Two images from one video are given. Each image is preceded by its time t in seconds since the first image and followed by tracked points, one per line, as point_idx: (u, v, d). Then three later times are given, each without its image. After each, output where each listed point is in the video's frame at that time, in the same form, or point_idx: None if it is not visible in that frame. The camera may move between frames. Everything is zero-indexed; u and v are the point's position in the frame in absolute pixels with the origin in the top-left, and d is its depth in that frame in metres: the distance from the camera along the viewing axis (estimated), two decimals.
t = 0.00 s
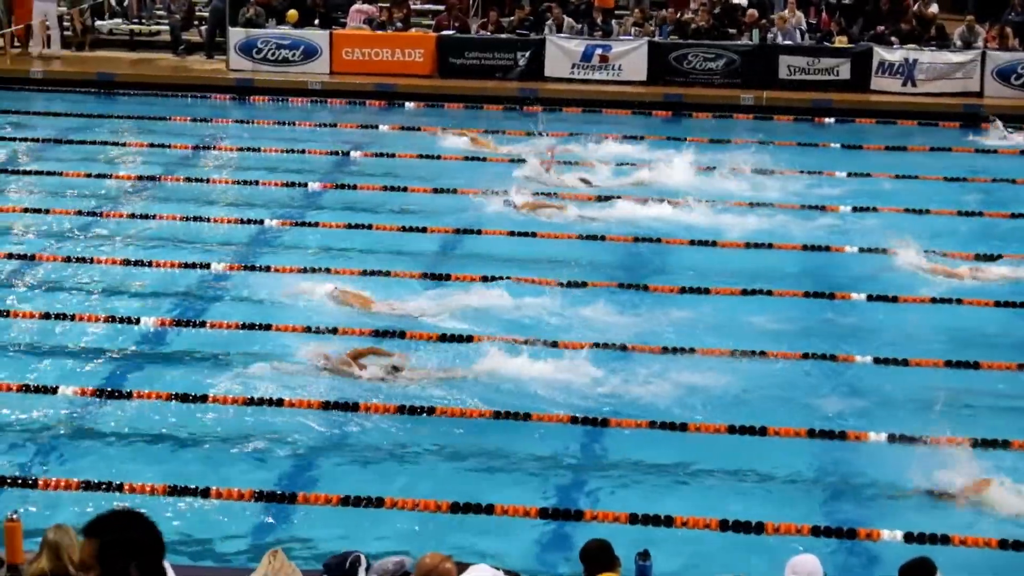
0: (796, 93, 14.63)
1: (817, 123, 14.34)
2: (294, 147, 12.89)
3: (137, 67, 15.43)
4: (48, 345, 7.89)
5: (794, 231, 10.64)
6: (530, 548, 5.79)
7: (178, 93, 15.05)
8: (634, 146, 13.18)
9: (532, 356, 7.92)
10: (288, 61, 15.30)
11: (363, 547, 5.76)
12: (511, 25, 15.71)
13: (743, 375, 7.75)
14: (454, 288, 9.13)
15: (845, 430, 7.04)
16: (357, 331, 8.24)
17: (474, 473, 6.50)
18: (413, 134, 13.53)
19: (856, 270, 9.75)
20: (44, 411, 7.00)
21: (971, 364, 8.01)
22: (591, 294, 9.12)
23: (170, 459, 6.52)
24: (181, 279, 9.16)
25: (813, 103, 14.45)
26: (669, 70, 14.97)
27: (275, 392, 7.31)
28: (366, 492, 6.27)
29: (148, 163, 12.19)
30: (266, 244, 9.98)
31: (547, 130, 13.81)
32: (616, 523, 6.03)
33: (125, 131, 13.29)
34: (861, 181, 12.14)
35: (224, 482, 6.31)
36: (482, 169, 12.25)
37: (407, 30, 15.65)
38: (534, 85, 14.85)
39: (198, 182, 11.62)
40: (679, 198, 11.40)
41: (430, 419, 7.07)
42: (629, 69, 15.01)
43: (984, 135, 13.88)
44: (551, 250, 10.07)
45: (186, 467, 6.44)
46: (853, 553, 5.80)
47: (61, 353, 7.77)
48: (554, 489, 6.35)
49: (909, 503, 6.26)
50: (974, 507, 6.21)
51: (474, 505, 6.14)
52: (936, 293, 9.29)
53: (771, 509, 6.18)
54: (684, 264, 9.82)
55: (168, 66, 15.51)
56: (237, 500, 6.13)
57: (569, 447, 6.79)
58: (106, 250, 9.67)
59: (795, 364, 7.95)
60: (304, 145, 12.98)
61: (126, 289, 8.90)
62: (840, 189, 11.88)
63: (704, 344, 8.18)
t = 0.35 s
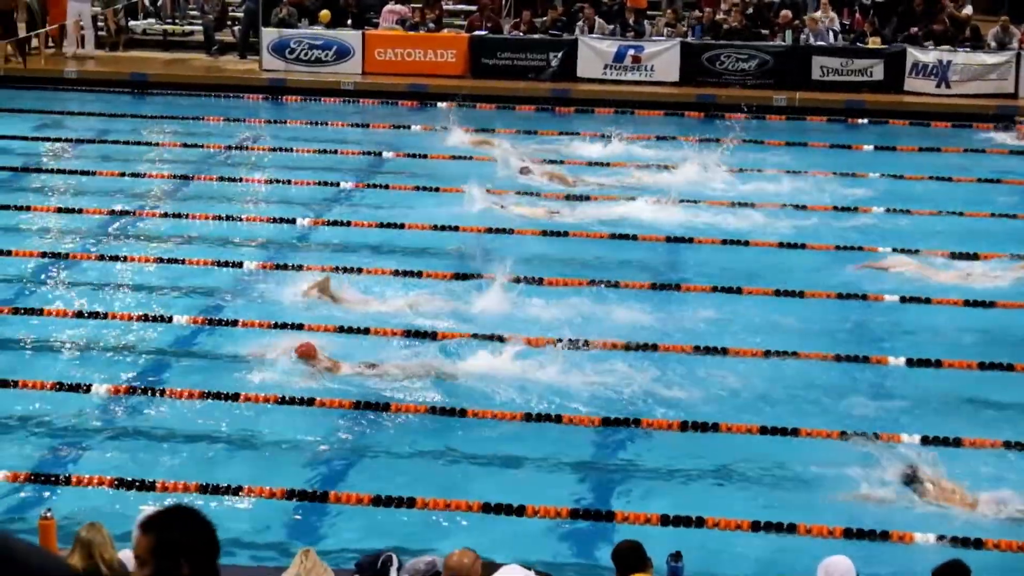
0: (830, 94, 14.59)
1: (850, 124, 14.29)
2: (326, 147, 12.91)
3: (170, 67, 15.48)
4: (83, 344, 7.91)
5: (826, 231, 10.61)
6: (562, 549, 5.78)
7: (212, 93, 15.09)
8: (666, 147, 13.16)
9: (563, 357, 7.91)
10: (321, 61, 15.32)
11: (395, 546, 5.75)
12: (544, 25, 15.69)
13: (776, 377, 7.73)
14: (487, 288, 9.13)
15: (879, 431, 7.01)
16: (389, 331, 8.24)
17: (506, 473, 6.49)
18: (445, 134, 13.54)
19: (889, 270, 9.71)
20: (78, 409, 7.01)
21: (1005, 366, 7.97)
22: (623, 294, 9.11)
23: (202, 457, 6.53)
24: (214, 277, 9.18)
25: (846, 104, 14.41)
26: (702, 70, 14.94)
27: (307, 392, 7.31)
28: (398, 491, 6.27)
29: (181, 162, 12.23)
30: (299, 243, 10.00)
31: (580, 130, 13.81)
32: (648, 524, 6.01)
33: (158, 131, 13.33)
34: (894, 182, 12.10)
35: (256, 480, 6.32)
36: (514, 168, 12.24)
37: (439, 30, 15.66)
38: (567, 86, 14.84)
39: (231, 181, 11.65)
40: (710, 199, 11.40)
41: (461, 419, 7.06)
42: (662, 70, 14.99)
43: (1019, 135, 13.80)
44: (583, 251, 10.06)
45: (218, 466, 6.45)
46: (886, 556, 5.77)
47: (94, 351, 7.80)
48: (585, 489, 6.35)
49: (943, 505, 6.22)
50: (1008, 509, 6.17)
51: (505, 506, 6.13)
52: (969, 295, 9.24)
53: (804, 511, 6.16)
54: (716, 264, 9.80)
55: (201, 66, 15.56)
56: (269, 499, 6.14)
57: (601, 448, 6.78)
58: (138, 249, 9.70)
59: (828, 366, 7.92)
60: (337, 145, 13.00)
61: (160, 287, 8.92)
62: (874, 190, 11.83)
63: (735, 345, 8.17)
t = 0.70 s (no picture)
0: (875, 95, 14.53)
1: (896, 126, 14.23)
2: (371, 147, 12.94)
3: (216, 67, 15.55)
4: (128, 343, 7.96)
5: (869, 233, 10.57)
6: (605, 552, 5.77)
7: (257, 93, 15.15)
8: (709, 148, 13.14)
9: (607, 358, 7.91)
10: (366, 61, 15.35)
11: (438, 548, 5.76)
12: (588, 25, 15.68)
13: (819, 380, 7.71)
14: (530, 289, 9.14)
15: (923, 435, 6.98)
16: (432, 331, 8.24)
17: (549, 475, 6.50)
18: (488, 134, 13.56)
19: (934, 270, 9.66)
20: (124, 409, 7.05)
21: None
22: (666, 295, 9.10)
23: (245, 458, 6.56)
24: (259, 277, 9.21)
25: (892, 105, 14.35)
26: (748, 70, 14.91)
27: (350, 393, 7.32)
28: (440, 493, 6.28)
29: (226, 162, 12.28)
30: (344, 244, 10.03)
31: (624, 130, 13.81)
32: (691, 527, 5.99)
33: (204, 130, 13.39)
34: (939, 183, 12.04)
35: (300, 481, 6.34)
36: (558, 168, 12.23)
37: (484, 30, 15.69)
38: (612, 86, 14.84)
39: (276, 181, 11.69)
40: (754, 199, 11.39)
41: (505, 421, 7.06)
42: (706, 71, 14.95)
43: None
44: (626, 252, 10.05)
45: (263, 466, 6.48)
46: (932, 561, 5.73)
47: (140, 350, 7.84)
48: (628, 491, 6.35)
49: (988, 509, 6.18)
50: None
51: (547, 508, 6.13)
52: (1015, 298, 9.18)
53: (848, 515, 6.13)
54: (760, 265, 9.77)
55: (247, 66, 15.62)
56: (312, 500, 6.16)
57: (645, 450, 6.78)
58: (183, 248, 9.75)
59: (872, 369, 7.89)
60: (381, 145, 13.03)
61: (205, 287, 8.96)
62: (919, 192, 11.77)
63: (778, 347, 8.16)
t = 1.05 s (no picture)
0: (939, 98, 14.42)
1: (960, 130, 14.14)
2: (432, 148, 12.96)
3: (279, 67, 15.64)
4: (192, 341, 8.01)
5: (933, 236, 10.51)
6: (666, 555, 5.75)
7: (319, 94, 15.18)
8: (772, 151, 13.10)
9: (669, 361, 7.90)
10: (429, 62, 15.41)
11: (499, 549, 5.76)
12: (651, 27, 15.64)
13: (883, 385, 7.67)
14: (591, 291, 9.14)
15: (988, 440, 6.94)
16: (493, 332, 8.24)
17: (610, 477, 6.49)
18: (550, 135, 13.56)
19: (999, 274, 9.58)
20: (188, 407, 7.09)
21: None
22: (728, 298, 9.08)
23: (307, 457, 6.58)
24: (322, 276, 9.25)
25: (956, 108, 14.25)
26: (810, 73, 14.85)
27: (411, 393, 7.34)
28: (501, 494, 6.27)
29: (288, 162, 12.33)
30: (406, 244, 10.05)
31: (686, 132, 13.80)
32: (753, 532, 5.96)
33: (267, 130, 13.46)
34: (1005, 187, 11.95)
35: (362, 481, 6.35)
36: (620, 170, 12.21)
37: (546, 32, 15.70)
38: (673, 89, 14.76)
39: (338, 181, 11.73)
40: (817, 203, 11.35)
41: (566, 421, 7.06)
42: (769, 73, 14.92)
43: None
44: (687, 255, 10.03)
45: (325, 466, 6.50)
46: (996, 569, 5.66)
47: (204, 346, 7.89)
48: (690, 494, 6.33)
49: None
50: None
51: (608, 510, 6.12)
52: None
53: (911, 520, 6.08)
54: (823, 269, 9.73)
55: (309, 67, 15.69)
56: (373, 500, 6.17)
57: (707, 452, 6.76)
58: (247, 248, 9.80)
59: (935, 374, 7.85)
60: (442, 146, 13.05)
61: (269, 286, 9.00)
62: (984, 196, 11.69)
63: (841, 351, 8.13)
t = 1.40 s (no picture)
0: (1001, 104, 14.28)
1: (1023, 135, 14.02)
2: (492, 151, 12.96)
3: (340, 70, 15.70)
4: (251, 341, 8.04)
5: (996, 242, 10.42)
6: (723, 561, 5.71)
7: (381, 96, 15.23)
8: (834, 156, 13.05)
9: (727, 367, 7.88)
10: (487, 65, 15.47)
11: (555, 553, 5.75)
12: (712, 31, 15.60)
13: (943, 392, 7.61)
14: (650, 295, 9.12)
15: None
16: (551, 336, 8.24)
17: (667, 481, 6.47)
18: (610, 139, 13.54)
19: None
20: (247, 408, 7.12)
21: None
22: (788, 303, 9.04)
23: (365, 459, 6.60)
24: (382, 279, 9.25)
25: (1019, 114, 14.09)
26: (872, 77, 14.78)
27: (469, 396, 7.34)
28: (558, 498, 6.27)
29: (348, 164, 12.36)
30: (465, 247, 10.05)
31: (747, 137, 13.77)
32: (812, 538, 5.91)
33: (327, 132, 13.52)
34: None
35: (420, 484, 6.35)
36: (679, 174, 12.18)
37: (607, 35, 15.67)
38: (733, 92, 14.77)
39: (398, 184, 11.76)
40: (878, 208, 11.29)
41: (624, 426, 7.04)
42: (831, 77, 14.86)
43: None
44: (746, 258, 9.99)
45: (382, 467, 6.51)
46: None
47: (264, 347, 7.90)
48: (749, 498, 6.30)
49: None
50: None
51: (667, 515, 6.10)
52: None
53: (971, 527, 6.01)
54: (884, 274, 9.65)
55: (371, 70, 15.75)
56: (431, 502, 6.17)
57: (765, 457, 6.73)
58: (306, 250, 9.84)
59: (997, 381, 7.78)
60: (502, 149, 13.05)
61: (327, 287, 9.02)
62: None
63: (902, 357, 8.09)
